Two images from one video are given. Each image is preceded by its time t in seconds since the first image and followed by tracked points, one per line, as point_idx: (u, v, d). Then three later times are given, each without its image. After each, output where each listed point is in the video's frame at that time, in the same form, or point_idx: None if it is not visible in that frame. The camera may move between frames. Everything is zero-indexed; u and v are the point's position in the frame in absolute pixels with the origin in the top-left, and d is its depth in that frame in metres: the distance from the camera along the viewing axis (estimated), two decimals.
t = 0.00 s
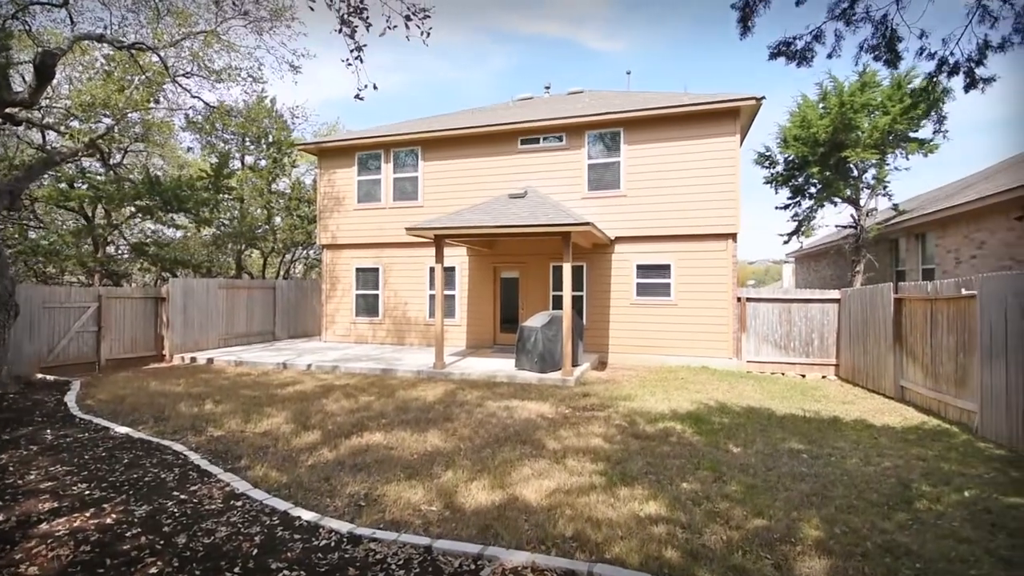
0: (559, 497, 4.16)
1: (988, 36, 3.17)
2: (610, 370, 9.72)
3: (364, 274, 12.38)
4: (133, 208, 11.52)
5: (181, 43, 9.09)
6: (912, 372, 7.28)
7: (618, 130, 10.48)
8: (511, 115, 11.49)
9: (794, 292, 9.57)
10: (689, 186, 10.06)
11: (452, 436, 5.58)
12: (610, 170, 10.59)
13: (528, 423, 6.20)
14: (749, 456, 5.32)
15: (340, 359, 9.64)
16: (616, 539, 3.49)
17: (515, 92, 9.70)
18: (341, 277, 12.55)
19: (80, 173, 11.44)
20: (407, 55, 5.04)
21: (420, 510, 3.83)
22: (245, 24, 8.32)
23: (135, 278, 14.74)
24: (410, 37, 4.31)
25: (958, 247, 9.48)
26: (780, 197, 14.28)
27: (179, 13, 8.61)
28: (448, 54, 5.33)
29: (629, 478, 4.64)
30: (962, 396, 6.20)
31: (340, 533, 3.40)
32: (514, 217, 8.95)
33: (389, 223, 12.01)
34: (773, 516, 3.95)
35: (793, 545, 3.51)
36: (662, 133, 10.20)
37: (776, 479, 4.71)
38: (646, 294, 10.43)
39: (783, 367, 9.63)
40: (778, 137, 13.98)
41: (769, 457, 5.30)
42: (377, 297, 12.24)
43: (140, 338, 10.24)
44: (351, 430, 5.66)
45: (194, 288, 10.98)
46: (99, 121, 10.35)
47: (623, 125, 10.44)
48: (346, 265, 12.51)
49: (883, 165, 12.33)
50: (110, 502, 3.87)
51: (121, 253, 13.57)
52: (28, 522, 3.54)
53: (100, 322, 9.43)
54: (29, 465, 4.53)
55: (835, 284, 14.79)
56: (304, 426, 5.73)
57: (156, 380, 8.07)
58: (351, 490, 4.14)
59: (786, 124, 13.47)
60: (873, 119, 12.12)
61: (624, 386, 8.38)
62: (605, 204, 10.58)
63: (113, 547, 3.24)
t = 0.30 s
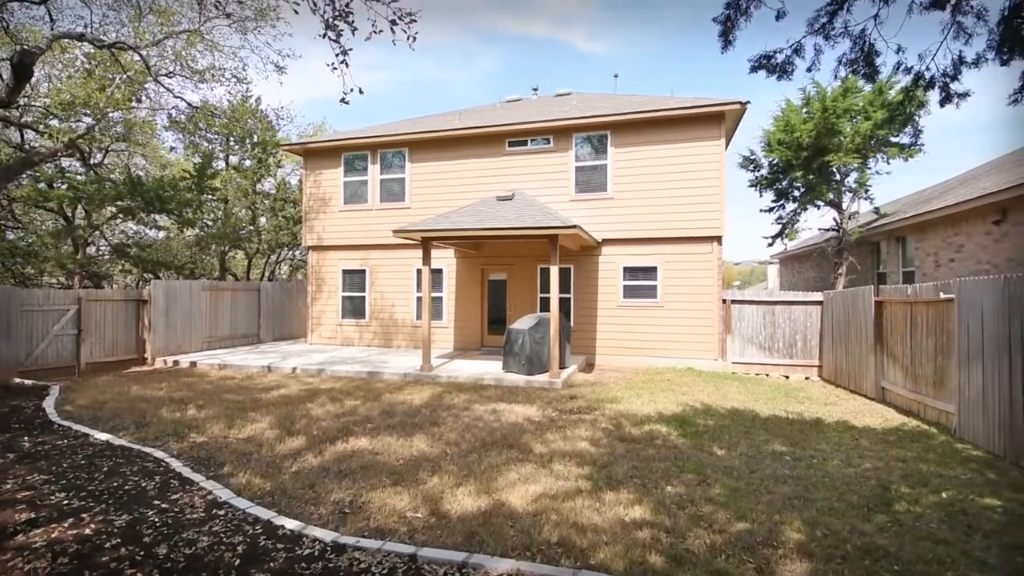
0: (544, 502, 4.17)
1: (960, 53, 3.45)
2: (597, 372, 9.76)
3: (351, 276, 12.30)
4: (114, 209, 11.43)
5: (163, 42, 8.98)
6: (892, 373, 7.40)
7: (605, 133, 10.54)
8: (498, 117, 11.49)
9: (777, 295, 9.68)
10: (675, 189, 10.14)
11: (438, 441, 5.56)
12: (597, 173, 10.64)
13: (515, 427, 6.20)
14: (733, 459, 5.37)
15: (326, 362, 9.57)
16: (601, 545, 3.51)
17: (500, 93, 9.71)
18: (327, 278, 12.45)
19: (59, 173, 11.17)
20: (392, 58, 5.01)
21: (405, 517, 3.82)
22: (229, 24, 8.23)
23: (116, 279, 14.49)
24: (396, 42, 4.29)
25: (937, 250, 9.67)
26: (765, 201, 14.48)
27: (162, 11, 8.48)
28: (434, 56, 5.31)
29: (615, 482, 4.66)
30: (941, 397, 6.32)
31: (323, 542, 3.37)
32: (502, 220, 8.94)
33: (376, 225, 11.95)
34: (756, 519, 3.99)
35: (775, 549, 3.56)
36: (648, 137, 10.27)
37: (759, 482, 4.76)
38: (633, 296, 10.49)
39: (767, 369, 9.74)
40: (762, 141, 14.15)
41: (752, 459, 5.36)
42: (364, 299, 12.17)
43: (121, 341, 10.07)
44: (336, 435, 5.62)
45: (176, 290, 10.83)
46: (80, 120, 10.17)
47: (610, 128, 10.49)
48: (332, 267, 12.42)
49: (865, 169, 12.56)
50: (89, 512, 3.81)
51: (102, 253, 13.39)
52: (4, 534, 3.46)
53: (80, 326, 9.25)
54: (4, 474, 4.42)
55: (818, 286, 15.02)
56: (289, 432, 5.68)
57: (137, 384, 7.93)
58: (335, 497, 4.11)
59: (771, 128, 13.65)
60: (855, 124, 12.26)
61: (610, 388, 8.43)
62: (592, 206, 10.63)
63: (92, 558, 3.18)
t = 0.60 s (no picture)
0: (531, 507, 4.18)
1: (936, 68, 3.67)
2: (585, 374, 9.80)
3: (338, 278, 12.22)
4: (95, 209, 11.15)
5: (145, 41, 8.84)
6: (874, 375, 7.52)
7: (593, 136, 10.59)
8: (486, 119, 11.49)
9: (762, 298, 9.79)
10: (663, 193, 10.22)
11: (425, 446, 5.55)
12: (585, 176, 10.68)
13: (502, 430, 6.21)
14: (718, 461, 5.42)
15: (312, 365, 9.49)
16: (586, 550, 3.53)
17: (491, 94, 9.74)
18: (314, 280, 12.35)
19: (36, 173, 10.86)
20: (379, 62, 4.99)
21: (390, 524, 3.80)
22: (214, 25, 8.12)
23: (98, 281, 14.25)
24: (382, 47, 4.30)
25: (917, 254, 9.85)
26: (750, 203, 14.61)
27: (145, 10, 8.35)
28: (422, 60, 5.32)
29: (601, 486, 4.69)
30: (921, 399, 6.44)
31: (307, 551, 3.35)
32: (489, 222, 8.94)
33: (363, 226, 11.89)
34: (739, 522, 4.03)
35: (757, 552, 3.60)
36: (635, 140, 10.34)
37: (744, 485, 4.81)
38: (620, 299, 10.55)
39: (752, 371, 9.84)
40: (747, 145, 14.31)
41: (737, 462, 5.42)
42: (351, 301, 12.10)
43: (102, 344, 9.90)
44: (321, 440, 5.58)
45: (159, 293, 10.68)
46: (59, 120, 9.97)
47: (597, 132, 10.54)
48: (319, 269, 12.33)
49: (848, 174, 12.77)
50: (67, 522, 3.74)
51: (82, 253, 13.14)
52: None
53: (60, 329, 9.09)
54: None
55: (802, 288, 15.23)
56: (274, 437, 5.63)
57: (118, 389, 7.80)
58: (320, 504, 4.08)
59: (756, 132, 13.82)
60: (838, 129, 12.48)
61: (598, 390, 8.47)
62: (580, 209, 10.67)
63: (70, 570, 3.13)
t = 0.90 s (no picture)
0: (518, 512, 4.19)
1: (915, 81, 3.77)
2: (574, 376, 9.83)
3: (325, 280, 12.14)
4: (77, 210, 10.93)
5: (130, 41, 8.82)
6: (857, 377, 7.64)
7: (582, 139, 10.63)
8: (475, 121, 11.49)
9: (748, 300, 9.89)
10: (651, 196, 10.29)
11: (413, 450, 5.53)
12: (574, 179, 10.72)
13: (490, 434, 6.21)
14: (704, 463, 5.47)
15: (299, 368, 9.42)
16: (573, 554, 3.54)
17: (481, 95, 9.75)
18: (301, 282, 12.26)
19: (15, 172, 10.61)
20: (368, 65, 4.98)
21: (377, 530, 3.78)
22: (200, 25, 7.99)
23: (80, 282, 14.04)
24: (369, 50, 4.30)
25: (900, 258, 10.02)
26: (736, 207, 14.73)
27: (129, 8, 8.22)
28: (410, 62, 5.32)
29: (588, 489, 4.71)
30: (902, 400, 6.55)
31: (293, 559, 3.32)
32: (478, 224, 8.93)
33: (351, 228, 11.82)
34: (724, 525, 4.08)
35: (742, 555, 3.64)
36: (624, 143, 10.40)
37: (730, 487, 4.86)
38: (608, 301, 10.60)
39: (739, 372, 9.94)
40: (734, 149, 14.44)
41: (723, 464, 5.47)
42: (339, 303, 12.02)
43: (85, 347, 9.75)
44: (308, 445, 5.54)
45: (143, 295, 10.53)
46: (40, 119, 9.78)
47: (586, 135, 10.59)
48: (306, 271, 12.24)
49: (832, 178, 12.88)
50: (48, 530, 3.68)
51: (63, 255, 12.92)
52: None
53: (41, 331, 8.94)
54: None
55: (788, 290, 15.43)
56: (260, 442, 5.58)
57: (100, 392, 7.68)
58: (306, 510, 4.05)
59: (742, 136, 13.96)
60: (822, 134, 12.64)
61: (586, 392, 8.51)
62: (569, 211, 10.71)
63: None
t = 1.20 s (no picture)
0: (507, 516, 4.20)
1: (895, 94, 3.88)
2: (564, 378, 9.87)
3: (314, 281, 12.07)
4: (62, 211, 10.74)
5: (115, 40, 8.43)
6: (843, 379, 7.74)
7: (572, 141, 10.66)
8: (465, 123, 11.47)
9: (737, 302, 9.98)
10: (641, 198, 10.35)
11: (402, 454, 5.52)
12: (564, 181, 10.76)
13: (479, 437, 6.21)
14: (692, 466, 5.52)
15: (287, 370, 9.36)
16: (562, 559, 3.56)
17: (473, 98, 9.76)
18: (289, 284, 12.17)
19: None
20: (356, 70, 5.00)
21: (366, 536, 3.78)
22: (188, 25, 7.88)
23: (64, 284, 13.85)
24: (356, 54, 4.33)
25: (885, 261, 10.16)
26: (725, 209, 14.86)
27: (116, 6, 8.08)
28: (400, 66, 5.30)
29: (577, 493, 4.73)
30: (886, 403, 6.65)
31: (280, 566, 3.31)
32: (468, 226, 8.93)
33: (341, 229, 11.77)
34: (711, 528, 4.11)
35: (728, 558, 3.68)
36: (615, 146, 10.45)
37: (717, 489, 4.90)
38: (598, 303, 10.64)
39: (727, 374, 10.02)
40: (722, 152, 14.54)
41: (710, 466, 5.52)
42: (328, 305, 11.96)
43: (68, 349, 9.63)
44: (296, 449, 5.51)
45: (128, 296, 10.40)
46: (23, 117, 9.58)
47: (576, 137, 10.62)
48: (294, 272, 12.15)
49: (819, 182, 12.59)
50: (31, 538, 3.63)
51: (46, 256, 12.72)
52: None
53: (24, 333, 8.77)
54: None
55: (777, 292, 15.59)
56: (247, 446, 5.54)
57: (84, 396, 7.57)
58: (294, 516, 4.03)
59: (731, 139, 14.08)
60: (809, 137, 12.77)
61: (576, 394, 8.54)
62: (559, 214, 10.74)
63: None
